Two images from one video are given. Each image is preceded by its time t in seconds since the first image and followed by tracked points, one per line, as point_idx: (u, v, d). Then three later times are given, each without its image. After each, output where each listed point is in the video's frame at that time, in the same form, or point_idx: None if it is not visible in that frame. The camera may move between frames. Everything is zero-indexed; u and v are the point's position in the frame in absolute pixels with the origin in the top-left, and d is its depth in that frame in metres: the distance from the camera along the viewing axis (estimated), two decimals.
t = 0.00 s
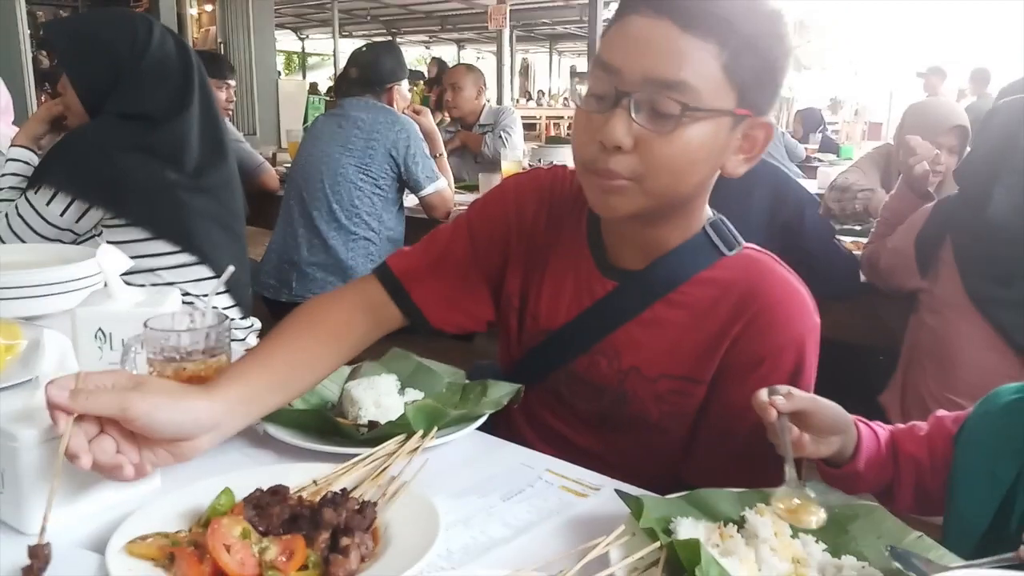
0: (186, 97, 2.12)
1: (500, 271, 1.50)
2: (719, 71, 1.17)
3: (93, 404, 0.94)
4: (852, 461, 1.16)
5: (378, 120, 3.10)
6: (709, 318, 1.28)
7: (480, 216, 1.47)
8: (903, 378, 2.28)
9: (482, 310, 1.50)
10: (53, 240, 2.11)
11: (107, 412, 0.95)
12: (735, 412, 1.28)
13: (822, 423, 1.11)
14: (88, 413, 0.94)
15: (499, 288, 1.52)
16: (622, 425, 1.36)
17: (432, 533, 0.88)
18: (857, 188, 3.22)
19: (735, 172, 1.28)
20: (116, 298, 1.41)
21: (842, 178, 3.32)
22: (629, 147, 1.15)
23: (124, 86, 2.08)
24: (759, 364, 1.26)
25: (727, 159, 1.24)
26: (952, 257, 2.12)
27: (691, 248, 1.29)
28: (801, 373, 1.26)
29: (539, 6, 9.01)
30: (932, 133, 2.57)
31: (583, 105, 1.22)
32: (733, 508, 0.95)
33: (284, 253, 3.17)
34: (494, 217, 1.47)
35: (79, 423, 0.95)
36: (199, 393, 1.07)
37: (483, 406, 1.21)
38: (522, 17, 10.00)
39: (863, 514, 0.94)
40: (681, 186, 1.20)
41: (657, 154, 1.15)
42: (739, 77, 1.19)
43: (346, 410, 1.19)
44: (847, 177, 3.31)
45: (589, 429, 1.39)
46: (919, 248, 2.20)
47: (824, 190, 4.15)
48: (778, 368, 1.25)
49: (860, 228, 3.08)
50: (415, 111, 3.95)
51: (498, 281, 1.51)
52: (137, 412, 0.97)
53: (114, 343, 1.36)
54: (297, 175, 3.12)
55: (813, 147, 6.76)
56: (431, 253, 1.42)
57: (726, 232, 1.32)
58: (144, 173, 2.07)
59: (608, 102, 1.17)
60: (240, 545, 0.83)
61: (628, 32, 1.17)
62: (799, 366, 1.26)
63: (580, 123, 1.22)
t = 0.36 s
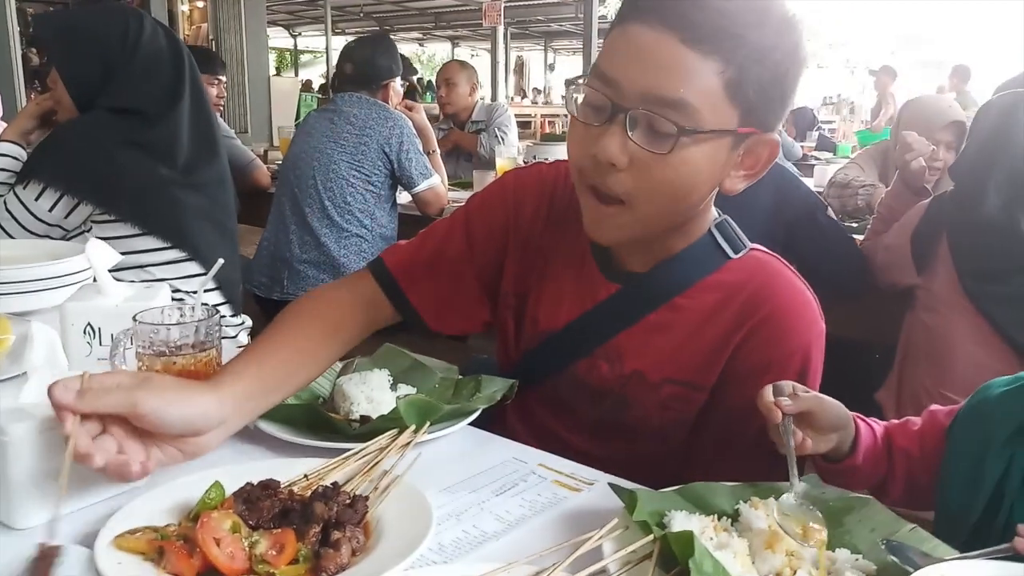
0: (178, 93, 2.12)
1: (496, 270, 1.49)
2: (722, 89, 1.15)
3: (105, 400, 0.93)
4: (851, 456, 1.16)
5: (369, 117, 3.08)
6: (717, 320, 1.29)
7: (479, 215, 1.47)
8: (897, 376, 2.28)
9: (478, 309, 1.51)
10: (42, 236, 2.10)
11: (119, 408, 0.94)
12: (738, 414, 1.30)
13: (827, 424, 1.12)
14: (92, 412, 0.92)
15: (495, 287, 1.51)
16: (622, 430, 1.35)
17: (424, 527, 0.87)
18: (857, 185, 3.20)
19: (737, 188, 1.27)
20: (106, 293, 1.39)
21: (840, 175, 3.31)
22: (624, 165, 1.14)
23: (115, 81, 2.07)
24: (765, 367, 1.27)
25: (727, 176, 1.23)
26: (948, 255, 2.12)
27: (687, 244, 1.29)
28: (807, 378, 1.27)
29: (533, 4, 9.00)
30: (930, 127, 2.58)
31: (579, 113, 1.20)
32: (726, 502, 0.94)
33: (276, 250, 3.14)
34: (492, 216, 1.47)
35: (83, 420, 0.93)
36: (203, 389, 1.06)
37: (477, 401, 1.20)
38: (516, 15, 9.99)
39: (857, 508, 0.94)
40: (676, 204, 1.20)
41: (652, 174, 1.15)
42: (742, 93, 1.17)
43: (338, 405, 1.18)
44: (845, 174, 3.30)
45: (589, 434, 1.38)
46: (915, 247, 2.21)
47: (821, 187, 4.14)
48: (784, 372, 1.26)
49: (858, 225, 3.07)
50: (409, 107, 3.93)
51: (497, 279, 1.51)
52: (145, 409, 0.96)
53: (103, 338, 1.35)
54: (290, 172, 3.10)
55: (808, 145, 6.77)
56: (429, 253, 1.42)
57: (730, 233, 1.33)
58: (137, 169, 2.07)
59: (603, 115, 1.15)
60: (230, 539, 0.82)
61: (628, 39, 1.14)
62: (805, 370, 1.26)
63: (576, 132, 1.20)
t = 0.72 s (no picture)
0: (190, 85, 2.13)
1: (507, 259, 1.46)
2: (726, 80, 1.11)
3: (132, 340, 0.99)
4: (850, 439, 1.13)
5: (378, 110, 3.08)
6: (732, 308, 1.25)
7: (488, 204, 1.44)
8: (908, 368, 2.28)
9: (489, 300, 1.48)
10: (55, 226, 2.10)
11: (145, 351, 1.00)
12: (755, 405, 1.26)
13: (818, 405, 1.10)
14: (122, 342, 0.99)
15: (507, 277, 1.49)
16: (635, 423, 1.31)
17: (451, 506, 0.87)
18: (867, 180, 3.20)
19: (754, 174, 1.23)
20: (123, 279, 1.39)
21: (849, 170, 3.30)
22: (633, 164, 1.10)
23: (126, 72, 2.07)
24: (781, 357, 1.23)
25: (744, 162, 1.19)
26: (959, 247, 2.12)
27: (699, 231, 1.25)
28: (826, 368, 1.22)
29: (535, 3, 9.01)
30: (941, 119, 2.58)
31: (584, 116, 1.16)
32: (751, 483, 0.94)
33: (284, 243, 3.16)
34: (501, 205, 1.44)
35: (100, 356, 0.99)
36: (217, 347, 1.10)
37: (496, 385, 1.21)
38: (518, 14, 9.99)
39: (880, 488, 0.94)
40: (688, 198, 1.16)
41: (661, 172, 1.11)
42: (750, 81, 1.13)
43: (358, 388, 1.16)
44: (854, 169, 3.30)
45: (602, 427, 1.34)
46: (924, 240, 2.21)
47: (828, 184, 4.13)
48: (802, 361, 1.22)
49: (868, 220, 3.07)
50: (416, 102, 3.93)
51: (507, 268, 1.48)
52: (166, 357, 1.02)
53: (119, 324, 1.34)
54: (299, 166, 3.11)
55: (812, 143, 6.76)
56: (439, 241, 1.41)
57: (747, 220, 1.28)
58: (149, 160, 2.08)
59: (609, 116, 1.11)
60: (260, 515, 0.83)
61: (629, 37, 1.10)
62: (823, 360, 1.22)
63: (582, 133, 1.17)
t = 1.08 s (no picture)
0: (224, 73, 2.11)
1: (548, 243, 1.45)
2: (780, 59, 1.08)
3: (226, 335, 1.00)
4: (907, 430, 1.08)
5: (407, 102, 3.08)
6: (784, 290, 1.25)
7: (532, 185, 1.44)
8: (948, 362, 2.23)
9: (530, 284, 1.47)
10: (88, 213, 2.11)
11: (236, 346, 1.01)
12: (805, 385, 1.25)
13: (883, 400, 1.05)
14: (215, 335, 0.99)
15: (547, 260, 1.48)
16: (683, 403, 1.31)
17: (507, 485, 0.85)
18: (905, 173, 3.14)
19: (808, 152, 1.20)
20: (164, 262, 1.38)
21: (886, 163, 3.24)
22: (684, 147, 1.08)
23: (158, 59, 2.03)
24: (833, 340, 1.22)
25: (799, 140, 1.16)
26: (1003, 238, 2.07)
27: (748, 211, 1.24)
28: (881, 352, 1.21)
29: None
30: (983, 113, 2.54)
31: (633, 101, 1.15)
32: (811, 465, 0.92)
33: (312, 235, 3.13)
34: (545, 187, 1.43)
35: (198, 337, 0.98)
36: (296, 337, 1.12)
37: (542, 368, 1.18)
38: (539, 11, 9.93)
39: (948, 471, 0.91)
40: (742, 179, 1.14)
41: (714, 155, 1.09)
42: (808, 56, 1.11)
43: (403, 369, 1.16)
44: (890, 161, 3.24)
45: (647, 410, 1.34)
46: (967, 231, 2.15)
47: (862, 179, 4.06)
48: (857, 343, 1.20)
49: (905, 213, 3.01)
50: (444, 94, 3.91)
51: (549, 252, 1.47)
52: (256, 352, 1.03)
53: (161, 307, 1.32)
54: (327, 156, 3.09)
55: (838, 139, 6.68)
56: (481, 223, 1.41)
57: (799, 197, 1.27)
58: (183, 148, 2.08)
59: (660, 97, 1.09)
60: (314, 491, 0.81)
61: (676, 17, 1.07)
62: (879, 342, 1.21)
63: (631, 118, 1.15)
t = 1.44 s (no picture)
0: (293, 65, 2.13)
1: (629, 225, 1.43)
2: (884, 31, 1.02)
3: (287, 314, 0.99)
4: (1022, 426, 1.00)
5: (472, 96, 3.07)
6: (881, 273, 1.20)
7: (610, 169, 1.42)
8: None
9: (608, 269, 1.46)
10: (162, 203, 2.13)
11: (301, 326, 1.01)
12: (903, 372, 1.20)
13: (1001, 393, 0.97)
14: (276, 317, 0.99)
15: (628, 244, 1.46)
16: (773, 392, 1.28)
17: (595, 473, 0.82)
18: (988, 170, 2.99)
19: (904, 127, 1.14)
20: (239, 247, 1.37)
21: (968, 159, 3.10)
22: (779, 114, 1.04)
23: (233, 51, 2.06)
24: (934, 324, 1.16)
25: (896, 115, 1.10)
26: None
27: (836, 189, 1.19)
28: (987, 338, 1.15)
29: None
30: None
31: (723, 66, 1.13)
32: (915, 462, 0.86)
33: (374, 232, 3.16)
34: (624, 170, 1.41)
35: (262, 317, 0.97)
36: (362, 312, 1.11)
37: (621, 357, 1.14)
38: (598, 10, 9.85)
39: None
40: (839, 149, 1.09)
41: (810, 123, 1.04)
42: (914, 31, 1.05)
43: (477, 356, 1.13)
44: (972, 158, 3.10)
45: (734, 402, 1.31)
46: None
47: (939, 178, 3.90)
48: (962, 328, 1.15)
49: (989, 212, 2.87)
50: (507, 90, 3.89)
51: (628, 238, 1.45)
52: (323, 331, 1.02)
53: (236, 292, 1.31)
54: (393, 151, 3.11)
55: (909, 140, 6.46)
56: (558, 208, 1.39)
57: (895, 178, 1.21)
58: (254, 139, 2.08)
59: (755, 62, 1.05)
60: (397, 475, 0.79)
61: None
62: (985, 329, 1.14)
63: (722, 87, 1.12)
